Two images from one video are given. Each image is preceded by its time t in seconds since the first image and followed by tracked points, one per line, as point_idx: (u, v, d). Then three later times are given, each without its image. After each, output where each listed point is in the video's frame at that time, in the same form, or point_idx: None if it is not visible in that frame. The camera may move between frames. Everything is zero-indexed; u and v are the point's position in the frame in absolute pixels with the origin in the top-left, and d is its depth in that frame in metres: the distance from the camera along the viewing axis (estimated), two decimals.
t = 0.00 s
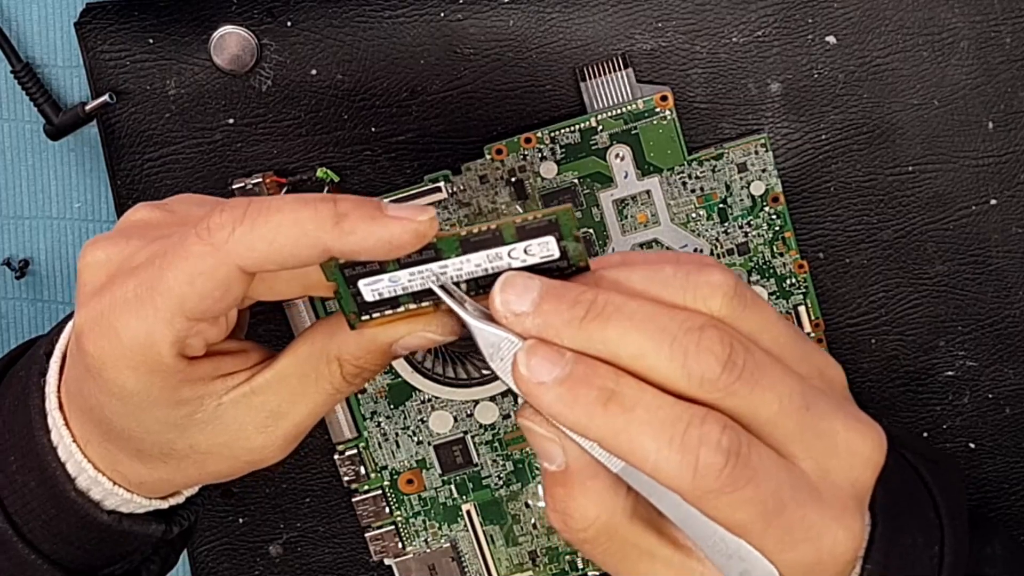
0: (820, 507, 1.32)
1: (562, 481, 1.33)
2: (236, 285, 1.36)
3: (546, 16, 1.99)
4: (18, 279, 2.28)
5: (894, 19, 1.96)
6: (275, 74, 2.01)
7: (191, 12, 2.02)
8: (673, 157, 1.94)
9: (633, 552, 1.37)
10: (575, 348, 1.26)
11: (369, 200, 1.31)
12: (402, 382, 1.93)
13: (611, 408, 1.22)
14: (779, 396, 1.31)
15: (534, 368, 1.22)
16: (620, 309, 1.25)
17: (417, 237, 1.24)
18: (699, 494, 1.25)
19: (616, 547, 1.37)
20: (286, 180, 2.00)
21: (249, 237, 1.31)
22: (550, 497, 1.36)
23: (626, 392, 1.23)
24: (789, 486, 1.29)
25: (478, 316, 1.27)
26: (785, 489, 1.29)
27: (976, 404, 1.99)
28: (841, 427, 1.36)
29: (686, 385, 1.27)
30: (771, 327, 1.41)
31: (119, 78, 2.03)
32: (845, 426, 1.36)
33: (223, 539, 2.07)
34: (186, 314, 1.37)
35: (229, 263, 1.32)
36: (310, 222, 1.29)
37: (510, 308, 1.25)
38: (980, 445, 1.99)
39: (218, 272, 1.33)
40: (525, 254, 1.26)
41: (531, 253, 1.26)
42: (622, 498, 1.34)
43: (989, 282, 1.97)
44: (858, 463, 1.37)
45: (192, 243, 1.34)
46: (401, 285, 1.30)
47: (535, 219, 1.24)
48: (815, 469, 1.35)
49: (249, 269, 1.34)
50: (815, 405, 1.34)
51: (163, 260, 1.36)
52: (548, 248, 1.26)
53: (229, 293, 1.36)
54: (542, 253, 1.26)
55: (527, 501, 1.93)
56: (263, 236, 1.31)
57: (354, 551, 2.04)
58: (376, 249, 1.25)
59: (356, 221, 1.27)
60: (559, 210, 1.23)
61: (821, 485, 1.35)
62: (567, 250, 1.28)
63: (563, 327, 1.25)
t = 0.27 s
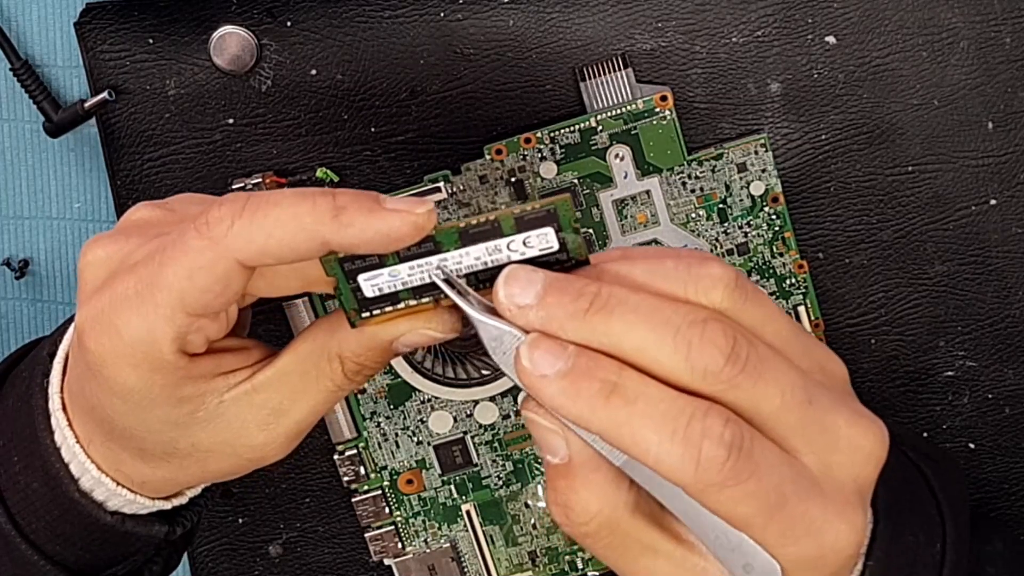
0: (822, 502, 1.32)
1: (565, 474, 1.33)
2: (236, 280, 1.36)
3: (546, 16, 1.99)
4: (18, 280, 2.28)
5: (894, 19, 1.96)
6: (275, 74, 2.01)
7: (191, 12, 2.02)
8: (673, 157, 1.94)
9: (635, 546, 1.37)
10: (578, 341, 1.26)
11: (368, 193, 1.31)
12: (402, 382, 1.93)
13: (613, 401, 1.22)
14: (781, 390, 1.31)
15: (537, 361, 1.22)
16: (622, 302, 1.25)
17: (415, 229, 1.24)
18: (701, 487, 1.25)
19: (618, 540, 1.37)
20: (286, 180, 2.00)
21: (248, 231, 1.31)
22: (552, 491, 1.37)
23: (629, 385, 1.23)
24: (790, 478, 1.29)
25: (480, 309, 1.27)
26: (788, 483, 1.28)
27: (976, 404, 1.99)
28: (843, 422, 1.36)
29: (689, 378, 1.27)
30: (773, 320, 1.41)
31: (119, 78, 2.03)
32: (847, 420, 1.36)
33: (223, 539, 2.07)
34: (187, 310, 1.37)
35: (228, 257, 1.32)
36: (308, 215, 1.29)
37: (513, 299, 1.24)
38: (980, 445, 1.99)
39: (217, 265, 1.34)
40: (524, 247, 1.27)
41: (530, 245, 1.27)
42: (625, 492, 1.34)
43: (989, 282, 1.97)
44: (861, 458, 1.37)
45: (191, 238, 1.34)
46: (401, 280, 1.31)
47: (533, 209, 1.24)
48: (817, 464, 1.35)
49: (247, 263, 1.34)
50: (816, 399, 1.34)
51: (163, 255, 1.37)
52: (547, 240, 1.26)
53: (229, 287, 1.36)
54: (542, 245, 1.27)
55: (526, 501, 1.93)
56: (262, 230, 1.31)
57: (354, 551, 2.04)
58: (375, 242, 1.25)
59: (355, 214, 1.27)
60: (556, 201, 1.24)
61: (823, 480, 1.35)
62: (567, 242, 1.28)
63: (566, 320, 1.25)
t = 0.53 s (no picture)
0: (823, 499, 1.32)
1: (565, 472, 1.33)
2: (236, 279, 1.36)
3: (546, 16, 1.99)
4: (18, 279, 2.28)
5: (893, 19, 1.96)
6: (275, 74, 2.01)
7: (191, 12, 2.02)
8: (673, 157, 1.94)
9: (636, 544, 1.38)
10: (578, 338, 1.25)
11: (367, 193, 1.31)
12: (402, 383, 1.93)
13: (614, 398, 1.22)
14: (782, 388, 1.30)
15: (538, 359, 1.22)
16: (623, 299, 1.25)
17: (414, 227, 1.24)
18: (702, 484, 1.24)
19: (619, 539, 1.37)
20: (286, 180, 2.00)
21: (247, 230, 1.31)
22: (553, 489, 1.37)
23: (630, 382, 1.23)
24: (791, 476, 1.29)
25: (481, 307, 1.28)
26: (789, 480, 1.28)
27: (976, 404, 1.99)
28: (845, 419, 1.36)
29: (690, 375, 1.27)
30: (774, 318, 1.41)
31: (119, 78, 2.03)
32: (848, 417, 1.36)
33: (223, 539, 2.06)
34: (187, 309, 1.37)
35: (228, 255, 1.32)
36: (307, 213, 1.29)
37: (514, 296, 1.23)
38: (980, 445, 1.99)
39: (217, 264, 1.34)
40: (523, 243, 1.27)
41: (529, 242, 1.27)
42: (625, 491, 1.34)
43: (989, 282, 1.97)
44: (861, 455, 1.37)
45: (191, 237, 1.34)
46: (401, 279, 1.31)
47: (532, 205, 1.25)
48: (817, 461, 1.35)
49: (248, 261, 1.34)
50: (818, 396, 1.34)
51: (163, 255, 1.37)
52: (546, 236, 1.27)
53: (229, 286, 1.36)
54: (541, 242, 1.27)
55: (526, 501, 1.93)
56: (261, 228, 1.31)
57: (354, 551, 2.04)
58: (374, 241, 1.25)
59: (354, 212, 1.27)
60: (555, 196, 1.25)
61: (824, 478, 1.35)
62: (566, 240, 1.29)
63: (566, 317, 1.24)
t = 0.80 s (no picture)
0: (826, 496, 1.32)
1: (567, 468, 1.33)
2: (237, 275, 1.37)
3: (546, 16, 1.99)
4: (18, 279, 2.28)
5: (893, 19, 1.96)
6: (275, 74, 2.01)
7: (191, 12, 2.02)
8: (673, 157, 1.94)
9: (637, 539, 1.38)
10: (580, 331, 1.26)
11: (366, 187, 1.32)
12: (402, 383, 1.93)
13: (616, 391, 1.22)
14: (785, 381, 1.30)
15: (541, 352, 1.22)
16: (625, 293, 1.26)
17: (414, 221, 1.25)
18: (705, 478, 1.24)
19: (621, 535, 1.37)
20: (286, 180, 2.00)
21: (248, 225, 1.32)
22: (555, 484, 1.37)
23: (632, 374, 1.23)
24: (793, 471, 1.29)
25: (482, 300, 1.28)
26: (792, 474, 1.28)
27: (976, 404, 1.99)
28: (846, 414, 1.36)
29: (692, 368, 1.27)
30: (776, 312, 1.41)
31: (119, 78, 2.03)
32: (851, 412, 1.36)
33: (223, 539, 2.06)
34: (189, 306, 1.37)
35: (227, 251, 1.33)
36: (308, 207, 1.30)
37: (514, 284, 1.24)
38: (980, 445, 1.99)
39: (217, 260, 1.34)
40: (523, 236, 1.28)
41: (529, 234, 1.28)
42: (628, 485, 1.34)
43: (989, 282, 1.97)
44: (863, 450, 1.37)
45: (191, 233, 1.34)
46: (403, 276, 1.32)
47: (531, 195, 1.26)
48: (819, 456, 1.35)
49: (248, 257, 1.35)
50: (820, 390, 1.34)
51: (164, 252, 1.37)
52: (545, 227, 1.28)
53: (230, 281, 1.36)
54: (541, 234, 1.28)
55: (526, 501, 1.93)
56: (261, 224, 1.32)
57: (354, 551, 2.04)
58: (375, 236, 1.26)
59: (355, 206, 1.28)
60: (553, 186, 1.26)
61: (826, 473, 1.35)
62: (565, 231, 1.29)
63: (567, 310, 1.25)
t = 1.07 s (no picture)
0: (861, 485, 1.37)
1: (610, 472, 1.42)
2: (220, 263, 1.41)
3: (546, 16, 1.99)
4: (18, 279, 2.28)
5: (893, 19, 1.97)
6: (275, 74, 2.01)
7: (191, 12, 2.02)
8: (673, 156, 1.94)
9: (677, 516, 1.48)
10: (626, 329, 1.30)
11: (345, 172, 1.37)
12: (401, 383, 1.93)
13: (671, 379, 1.26)
14: (829, 372, 1.35)
15: (587, 337, 1.24)
16: (669, 292, 1.31)
17: (394, 201, 1.26)
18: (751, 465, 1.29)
19: (664, 517, 1.48)
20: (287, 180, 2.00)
21: (228, 212, 1.37)
22: (599, 480, 1.45)
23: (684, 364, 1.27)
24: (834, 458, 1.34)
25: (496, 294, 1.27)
26: (835, 463, 1.34)
27: (976, 404, 1.99)
28: (880, 408, 1.41)
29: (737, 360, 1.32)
30: (813, 305, 1.45)
31: (120, 78, 2.03)
32: (882, 404, 1.42)
33: (223, 539, 2.06)
34: (176, 296, 1.41)
35: (210, 239, 1.38)
36: (288, 196, 1.35)
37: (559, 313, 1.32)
38: (980, 445, 1.99)
39: (201, 248, 1.38)
40: (505, 218, 1.24)
41: (513, 217, 1.24)
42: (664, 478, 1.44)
43: (989, 282, 1.97)
44: (893, 442, 1.43)
45: (173, 226, 1.39)
46: (388, 263, 1.29)
47: (512, 173, 1.22)
48: (856, 448, 1.40)
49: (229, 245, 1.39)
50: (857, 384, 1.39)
51: (148, 244, 1.41)
52: (528, 208, 1.23)
53: (214, 270, 1.41)
54: (525, 215, 1.24)
55: (527, 501, 1.93)
56: (242, 212, 1.36)
57: (354, 551, 2.04)
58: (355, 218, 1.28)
59: (335, 193, 1.31)
60: (531, 163, 1.22)
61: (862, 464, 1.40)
62: (550, 213, 1.24)
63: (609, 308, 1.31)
